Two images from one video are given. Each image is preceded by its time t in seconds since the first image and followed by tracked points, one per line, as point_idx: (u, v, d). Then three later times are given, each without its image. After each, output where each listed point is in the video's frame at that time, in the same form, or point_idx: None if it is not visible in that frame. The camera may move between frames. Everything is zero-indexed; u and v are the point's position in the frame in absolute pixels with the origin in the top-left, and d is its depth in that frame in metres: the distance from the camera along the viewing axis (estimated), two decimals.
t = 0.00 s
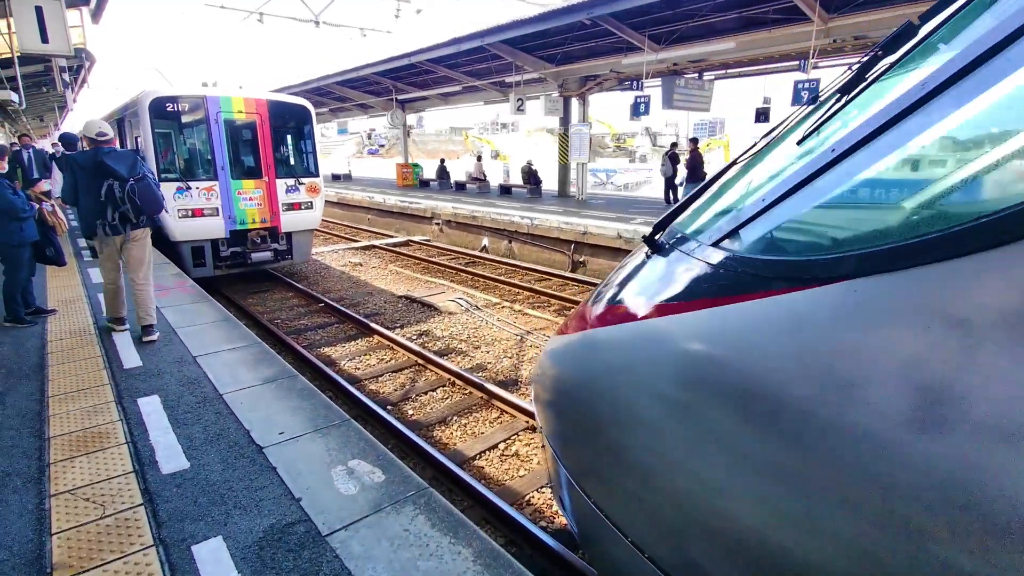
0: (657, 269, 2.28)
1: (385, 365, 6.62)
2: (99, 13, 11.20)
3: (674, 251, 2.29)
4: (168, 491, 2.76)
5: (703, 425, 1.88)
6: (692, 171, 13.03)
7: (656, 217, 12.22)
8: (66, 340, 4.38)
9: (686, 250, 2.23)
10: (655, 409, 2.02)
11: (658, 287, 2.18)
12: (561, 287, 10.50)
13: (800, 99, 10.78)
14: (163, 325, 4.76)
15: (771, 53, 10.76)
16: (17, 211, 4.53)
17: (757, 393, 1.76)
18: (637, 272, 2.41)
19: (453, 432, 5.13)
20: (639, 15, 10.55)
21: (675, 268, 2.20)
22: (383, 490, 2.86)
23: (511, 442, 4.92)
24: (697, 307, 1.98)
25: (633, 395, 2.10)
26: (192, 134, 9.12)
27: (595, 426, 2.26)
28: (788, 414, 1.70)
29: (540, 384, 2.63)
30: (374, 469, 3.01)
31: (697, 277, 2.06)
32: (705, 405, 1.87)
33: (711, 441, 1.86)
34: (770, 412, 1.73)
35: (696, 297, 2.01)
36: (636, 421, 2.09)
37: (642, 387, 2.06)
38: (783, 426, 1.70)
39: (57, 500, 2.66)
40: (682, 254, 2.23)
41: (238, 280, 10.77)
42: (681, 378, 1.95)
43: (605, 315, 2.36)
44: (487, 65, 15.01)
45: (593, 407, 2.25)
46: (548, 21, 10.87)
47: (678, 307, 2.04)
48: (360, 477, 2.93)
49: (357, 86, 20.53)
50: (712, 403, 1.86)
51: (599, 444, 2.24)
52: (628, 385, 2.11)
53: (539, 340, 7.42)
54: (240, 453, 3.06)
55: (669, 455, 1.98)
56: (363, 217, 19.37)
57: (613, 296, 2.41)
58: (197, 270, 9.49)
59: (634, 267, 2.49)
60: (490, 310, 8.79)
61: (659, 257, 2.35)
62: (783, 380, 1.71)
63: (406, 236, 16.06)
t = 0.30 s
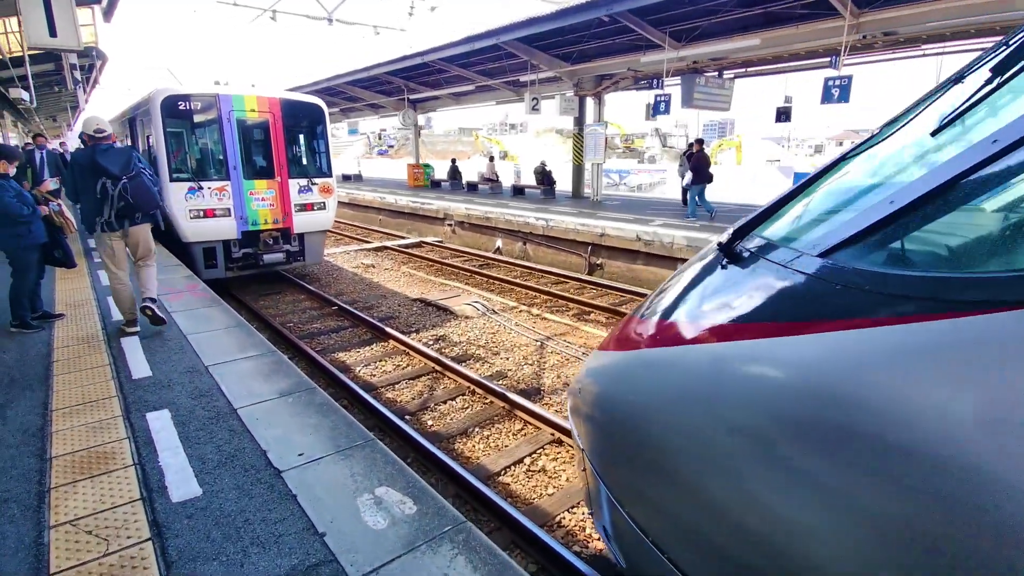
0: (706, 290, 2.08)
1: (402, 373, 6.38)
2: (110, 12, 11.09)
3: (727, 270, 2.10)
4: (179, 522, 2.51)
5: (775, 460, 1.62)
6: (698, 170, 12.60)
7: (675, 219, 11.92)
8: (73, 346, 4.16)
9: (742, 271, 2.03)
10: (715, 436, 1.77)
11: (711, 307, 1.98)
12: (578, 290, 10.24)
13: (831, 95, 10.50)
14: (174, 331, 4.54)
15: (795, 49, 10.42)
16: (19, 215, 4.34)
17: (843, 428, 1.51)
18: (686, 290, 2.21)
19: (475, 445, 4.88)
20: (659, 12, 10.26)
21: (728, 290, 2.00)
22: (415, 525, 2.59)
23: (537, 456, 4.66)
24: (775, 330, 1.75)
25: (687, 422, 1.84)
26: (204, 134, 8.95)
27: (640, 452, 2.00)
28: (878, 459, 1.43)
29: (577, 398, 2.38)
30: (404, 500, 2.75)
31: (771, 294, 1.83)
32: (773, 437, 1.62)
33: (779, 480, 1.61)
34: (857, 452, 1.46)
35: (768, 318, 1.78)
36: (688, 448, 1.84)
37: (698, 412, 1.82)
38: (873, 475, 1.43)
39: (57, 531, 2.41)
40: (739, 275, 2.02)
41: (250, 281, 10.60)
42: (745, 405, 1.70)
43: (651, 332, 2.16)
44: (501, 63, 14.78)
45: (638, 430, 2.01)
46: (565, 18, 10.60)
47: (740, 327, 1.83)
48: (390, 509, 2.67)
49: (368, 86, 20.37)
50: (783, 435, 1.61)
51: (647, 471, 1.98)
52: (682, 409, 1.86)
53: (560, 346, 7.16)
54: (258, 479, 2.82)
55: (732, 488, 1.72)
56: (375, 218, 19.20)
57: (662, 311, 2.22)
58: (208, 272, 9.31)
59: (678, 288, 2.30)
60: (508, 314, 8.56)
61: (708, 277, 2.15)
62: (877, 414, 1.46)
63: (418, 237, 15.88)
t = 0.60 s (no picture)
0: (780, 326, 1.85)
1: (430, 383, 6.20)
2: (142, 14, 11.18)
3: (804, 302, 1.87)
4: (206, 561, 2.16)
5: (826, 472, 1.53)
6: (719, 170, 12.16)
7: (708, 223, 11.55)
8: (99, 354, 4.03)
9: (821, 307, 1.80)
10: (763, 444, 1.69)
11: (789, 347, 1.77)
12: (608, 297, 9.96)
13: (881, 95, 10.05)
14: (202, 339, 4.40)
15: (839, 47, 10.00)
16: (49, 220, 4.26)
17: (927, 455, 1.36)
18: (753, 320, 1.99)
19: (509, 462, 4.65)
20: (695, 10, 9.94)
21: (806, 330, 1.77)
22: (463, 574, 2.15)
23: (575, 478, 4.42)
24: (873, 378, 1.53)
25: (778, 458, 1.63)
26: (233, 135, 8.90)
27: (715, 490, 1.79)
28: (1018, 520, 1.20)
29: (637, 427, 2.18)
30: (451, 542, 2.31)
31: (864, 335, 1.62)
32: (881, 482, 1.42)
33: (887, 534, 1.39)
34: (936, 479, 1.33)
35: (860, 361, 1.58)
36: (775, 491, 1.63)
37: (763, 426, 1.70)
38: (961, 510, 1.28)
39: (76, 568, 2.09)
40: (818, 312, 1.79)
41: (276, 284, 10.55)
42: (847, 444, 1.50)
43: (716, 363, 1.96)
44: (529, 64, 14.57)
45: (715, 464, 1.80)
46: (596, 16, 10.34)
47: (819, 368, 1.65)
48: (436, 553, 2.24)
49: (394, 87, 20.34)
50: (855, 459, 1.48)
51: (699, 491, 1.85)
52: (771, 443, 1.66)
53: (592, 357, 6.92)
54: (285, 510, 2.44)
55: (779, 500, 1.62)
56: (399, 219, 19.16)
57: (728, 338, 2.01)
58: (236, 275, 9.27)
59: (740, 319, 2.06)
60: (537, 322, 8.35)
61: (783, 309, 1.92)
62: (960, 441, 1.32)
63: (443, 240, 15.76)
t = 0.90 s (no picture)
0: (861, 360, 1.81)
1: (459, 391, 6.03)
2: (174, 18, 11.30)
3: (884, 334, 1.83)
4: None
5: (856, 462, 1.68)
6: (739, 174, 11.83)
7: (741, 227, 11.19)
8: (128, 360, 3.94)
9: (905, 343, 1.76)
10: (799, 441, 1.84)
11: (876, 384, 1.73)
12: (638, 303, 9.69)
13: (933, 95, 9.60)
14: (231, 345, 4.29)
15: (883, 44, 9.58)
16: (83, 221, 4.22)
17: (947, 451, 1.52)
18: (826, 349, 1.95)
19: (545, 478, 4.44)
20: (731, 7, 9.62)
21: (892, 368, 1.73)
22: None
23: (614, 496, 4.20)
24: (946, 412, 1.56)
25: (879, 502, 1.60)
26: (261, 137, 8.88)
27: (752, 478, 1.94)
28: None
29: (705, 453, 2.13)
30: None
31: (963, 372, 1.59)
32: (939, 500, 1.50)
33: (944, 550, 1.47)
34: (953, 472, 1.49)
35: (961, 397, 1.56)
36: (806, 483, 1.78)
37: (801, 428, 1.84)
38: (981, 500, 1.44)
39: None
40: (901, 349, 1.75)
41: (302, 287, 10.51)
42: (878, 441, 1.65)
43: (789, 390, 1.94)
44: (556, 65, 14.38)
45: (805, 502, 1.76)
46: (627, 15, 10.07)
47: (910, 401, 1.63)
48: None
49: (419, 89, 20.34)
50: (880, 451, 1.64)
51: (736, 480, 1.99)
52: (872, 485, 1.62)
53: (626, 366, 6.67)
54: (321, 540, 2.27)
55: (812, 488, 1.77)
56: (422, 221, 19.12)
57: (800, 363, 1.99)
58: (263, 277, 9.26)
59: (809, 348, 2.02)
60: (566, 328, 8.16)
61: (865, 339, 1.87)
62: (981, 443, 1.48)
63: (467, 243, 15.66)
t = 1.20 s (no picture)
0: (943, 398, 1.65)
1: (477, 401, 5.84)
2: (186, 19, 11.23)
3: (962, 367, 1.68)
4: None
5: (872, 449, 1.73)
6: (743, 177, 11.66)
7: (759, 230, 10.96)
8: (139, 371, 3.77)
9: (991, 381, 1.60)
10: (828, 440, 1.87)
11: (959, 424, 1.57)
12: (655, 308, 9.47)
13: (966, 95, 9.34)
14: (245, 356, 4.12)
15: (908, 44, 9.36)
16: (95, 225, 4.06)
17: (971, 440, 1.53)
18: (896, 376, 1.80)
19: (570, 495, 4.24)
20: (752, 5, 9.39)
21: (981, 409, 1.56)
22: None
23: (644, 515, 3.99)
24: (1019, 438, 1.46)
25: (949, 535, 1.46)
26: (273, 139, 8.74)
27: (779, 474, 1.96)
28: None
29: (766, 485, 1.96)
30: None
31: None
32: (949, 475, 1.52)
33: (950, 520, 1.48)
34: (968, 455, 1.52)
35: None
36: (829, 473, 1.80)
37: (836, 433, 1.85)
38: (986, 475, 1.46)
39: None
40: (988, 386, 1.60)
41: (313, 290, 10.36)
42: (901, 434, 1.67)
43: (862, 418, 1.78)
44: (569, 66, 14.20)
45: (883, 543, 1.58)
46: (644, 15, 9.85)
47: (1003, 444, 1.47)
48: None
49: (429, 91, 20.22)
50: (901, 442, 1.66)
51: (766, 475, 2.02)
52: (941, 517, 1.48)
53: (647, 375, 6.46)
54: None
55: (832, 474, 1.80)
56: (432, 223, 18.98)
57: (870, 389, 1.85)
58: (273, 281, 9.12)
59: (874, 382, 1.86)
60: (583, 335, 7.96)
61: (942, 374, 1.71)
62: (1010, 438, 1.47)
63: (478, 245, 15.49)
